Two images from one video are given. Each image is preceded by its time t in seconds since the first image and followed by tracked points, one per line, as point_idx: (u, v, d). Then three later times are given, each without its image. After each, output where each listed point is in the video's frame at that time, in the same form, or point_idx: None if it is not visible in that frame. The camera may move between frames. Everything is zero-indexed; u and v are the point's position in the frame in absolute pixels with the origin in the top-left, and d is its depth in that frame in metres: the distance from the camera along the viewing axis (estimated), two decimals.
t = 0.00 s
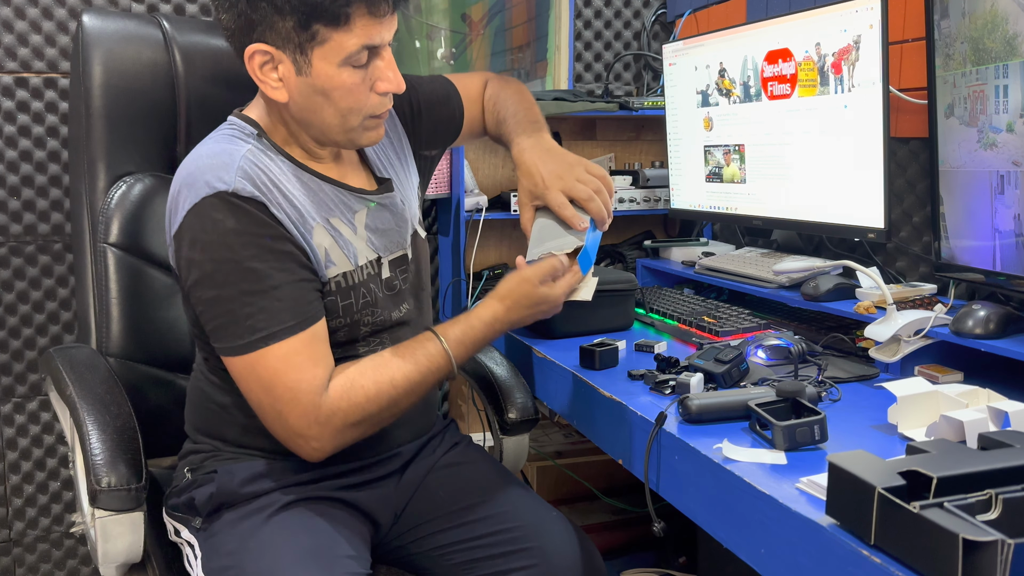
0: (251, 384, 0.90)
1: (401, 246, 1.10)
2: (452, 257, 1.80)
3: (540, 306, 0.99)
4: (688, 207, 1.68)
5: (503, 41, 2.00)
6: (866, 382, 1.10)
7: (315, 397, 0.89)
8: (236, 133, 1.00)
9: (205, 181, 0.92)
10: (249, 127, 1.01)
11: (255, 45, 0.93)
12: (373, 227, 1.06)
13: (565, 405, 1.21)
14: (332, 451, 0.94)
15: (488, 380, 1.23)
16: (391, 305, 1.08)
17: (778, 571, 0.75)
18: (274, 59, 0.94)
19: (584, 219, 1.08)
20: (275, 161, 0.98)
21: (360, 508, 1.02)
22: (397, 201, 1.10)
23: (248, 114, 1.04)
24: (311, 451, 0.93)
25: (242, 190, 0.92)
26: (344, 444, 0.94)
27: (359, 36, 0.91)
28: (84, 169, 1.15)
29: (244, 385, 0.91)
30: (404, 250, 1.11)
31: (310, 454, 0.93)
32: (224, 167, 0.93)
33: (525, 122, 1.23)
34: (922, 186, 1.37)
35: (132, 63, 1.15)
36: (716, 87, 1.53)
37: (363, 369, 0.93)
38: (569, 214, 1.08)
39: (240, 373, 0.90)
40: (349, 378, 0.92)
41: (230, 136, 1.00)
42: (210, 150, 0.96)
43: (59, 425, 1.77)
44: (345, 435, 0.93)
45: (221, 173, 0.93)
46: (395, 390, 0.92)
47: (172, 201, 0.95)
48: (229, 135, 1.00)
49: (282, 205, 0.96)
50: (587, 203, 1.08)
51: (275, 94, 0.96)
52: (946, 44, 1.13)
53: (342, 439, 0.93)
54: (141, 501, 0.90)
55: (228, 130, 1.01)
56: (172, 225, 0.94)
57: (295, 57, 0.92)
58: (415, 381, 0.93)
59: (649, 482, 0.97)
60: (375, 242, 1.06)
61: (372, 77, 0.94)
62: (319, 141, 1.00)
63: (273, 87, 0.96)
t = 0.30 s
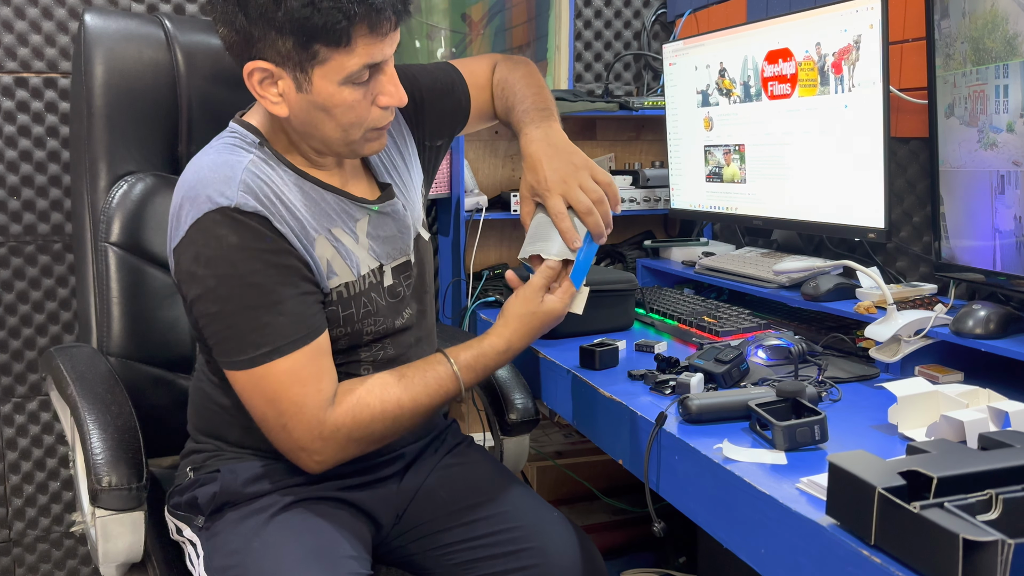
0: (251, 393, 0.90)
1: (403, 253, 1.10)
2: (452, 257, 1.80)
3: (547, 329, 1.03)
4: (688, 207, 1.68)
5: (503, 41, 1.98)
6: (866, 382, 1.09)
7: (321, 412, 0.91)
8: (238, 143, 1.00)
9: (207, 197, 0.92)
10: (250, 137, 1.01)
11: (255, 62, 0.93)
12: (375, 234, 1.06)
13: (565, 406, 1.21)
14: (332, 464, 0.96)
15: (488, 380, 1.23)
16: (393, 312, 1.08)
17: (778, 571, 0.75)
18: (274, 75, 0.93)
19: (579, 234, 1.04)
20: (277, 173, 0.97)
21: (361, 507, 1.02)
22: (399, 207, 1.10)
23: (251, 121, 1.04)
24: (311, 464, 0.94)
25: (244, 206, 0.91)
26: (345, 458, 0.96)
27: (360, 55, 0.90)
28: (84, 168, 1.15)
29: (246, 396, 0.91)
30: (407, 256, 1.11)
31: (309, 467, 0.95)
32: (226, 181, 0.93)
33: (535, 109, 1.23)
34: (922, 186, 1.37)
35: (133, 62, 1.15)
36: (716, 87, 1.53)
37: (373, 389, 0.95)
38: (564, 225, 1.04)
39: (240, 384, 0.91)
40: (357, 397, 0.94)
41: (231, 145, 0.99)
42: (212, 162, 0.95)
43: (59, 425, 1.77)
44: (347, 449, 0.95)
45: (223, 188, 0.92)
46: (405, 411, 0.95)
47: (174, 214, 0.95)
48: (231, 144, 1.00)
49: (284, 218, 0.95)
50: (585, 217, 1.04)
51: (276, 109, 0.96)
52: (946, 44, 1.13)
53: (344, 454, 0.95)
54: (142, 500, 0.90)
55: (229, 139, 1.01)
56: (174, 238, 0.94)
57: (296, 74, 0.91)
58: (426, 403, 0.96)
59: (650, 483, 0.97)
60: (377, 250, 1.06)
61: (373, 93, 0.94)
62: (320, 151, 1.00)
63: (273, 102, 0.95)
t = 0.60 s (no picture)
0: (245, 398, 0.91)
1: (401, 256, 1.10)
2: (452, 257, 1.80)
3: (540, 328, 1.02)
4: (688, 207, 1.68)
5: (503, 41, 1.99)
6: (866, 382, 1.09)
7: (311, 415, 0.91)
8: (238, 143, 1.00)
9: (205, 197, 0.92)
10: (251, 137, 1.01)
11: (258, 73, 0.93)
12: (373, 237, 1.06)
13: (565, 406, 1.21)
14: (323, 468, 0.96)
15: (488, 380, 1.23)
16: (391, 315, 1.08)
17: (778, 571, 0.74)
18: (277, 86, 0.93)
19: (573, 242, 1.05)
20: (276, 174, 0.97)
21: (361, 508, 1.02)
22: (399, 212, 1.09)
23: (251, 121, 1.04)
24: (303, 467, 0.94)
25: (241, 207, 0.91)
26: (336, 461, 0.96)
27: (366, 73, 0.91)
28: (84, 168, 1.15)
29: (240, 399, 0.92)
30: (405, 259, 1.11)
31: (301, 471, 0.95)
32: (224, 182, 0.93)
33: (540, 121, 1.24)
34: (922, 186, 1.37)
35: (133, 62, 1.15)
36: (716, 87, 1.53)
37: (360, 388, 0.95)
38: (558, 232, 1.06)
39: (235, 388, 0.91)
40: (347, 400, 0.94)
41: (230, 146, 0.99)
42: (211, 163, 0.95)
43: (59, 425, 1.77)
44: (338, 451, 0.94)
45: (221, 189, 0.92)
46: (392, 409, 0.95)
47: (172, 214, 0.95)
48: (231, 145, 1.00)
49: (282, 219, 0.95)
50: (581, 223, 1.06)
51: (278, 117, 0.96)
52: (946, 44, 1.13)
53: (335, 456, 0.95)
54: (141, 501, 0.90)
55: (229, 139, 1.01)
56: (172, 238, 0.94)
57: (300, 87, 0.91)
58: (413, 401, 0.96)
59: (650, 483, 0.97)
60: (375, 253, 1.06)
61: (376, 106, 0.94)
62: (321, 156, 1.01)
63: (275, 110, 0.96)
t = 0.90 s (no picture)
0: (249, 393, 0.91)
1: (400, 255, 1.10)
2: (452, 257, 1.81)
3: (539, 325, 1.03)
4: (688, 207, 1.68)
5: (503, 41, 2.00)
6: (866, 382, 1.09)
7: (313, 409, 0.91)
8: (239, 140, 1.00)
9: (207, 192, 0.92)
10: (252, 134, 1.01)
11: (263, 76, 0.92)
12: (373, 236, 1.06)
13: (565, 406, 1.21)
14: (324, 463, 0.96)
15: (488, 380, 1.23)
16: (391, 313, 1.08)
17: (778, 571, 0.74)
18: (281, 90, 0.93)
19: (574, 237, 1.05)
20: (278, 170, 0.97)
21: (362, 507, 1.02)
22: (399, 211, 1.10)
23: (252, 119, 1.04)
24: (304, 462, 0.94)
25: (244, 203, 0.91)
26: (335, 456, 0.96)
27: (372, 81, 0.91)
28: (84, 168, 1.15)
29: (241, 395, 0.92)
30: (404, 258, 1.11)
31: (302, 466, 0.95)
32: (227, 178, 0.93)
33: (534, 125, 1.24)
34: (922, 186, 1.37)
35: (133, 62, 1.15)
36: (716, 87, 1.53)
37: (360, 383, 0.95)
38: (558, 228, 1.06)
39: (238, 381, 0.91)
40: (348, 394, 0.94)
41: (232, 143, 0.99)
42: (212, 160, 0.95)
43: (59, 425, 1.77)
44: (339, 446, 0.94)
45: (224, 184, 0.92)
46: (393, 402, 0.95)
47: (174, 211, 0.95)
48: (232, 142, 1.00)
49: (285, 215, 0.95)
50: (581, 219, 1.06)
51: (281, 119, 0.96)
52: (946, 44, 1.13)
53: (335, 451, 0.95)
54: (142, 500, 0.89)
55: (230, 137, 1.01)
56: (173, 234, 0.94)
57: (304, 92, 0.91)
58: (414, 396, 0.96)
59: (650, 483, 0.97)
60: (375, 251, 1.06)
61: (379, 112, 0.94)
62: (321, 158, 1.01)
63: (278, 113, 0.96)
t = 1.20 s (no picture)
0: (243, 387, 0.91)
1: (402, 252, 1.09)
2: (452, 257, 1.81)
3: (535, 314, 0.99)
4: (688, 207, 1.68)
5: (503, 41, 1.99)
6: (866, 382, 1.09)
7: (305, 402, 0.90)
8: (242, 134, 1.00)
9: (210, 184, 0.92)
10: (256, 128, 1.01)
11: (272, 77, 0.92)
12: (375, 233, 1.05)
13: (565, 405, 1.21)
14: (317, 457, 0.96)
15: (488, 380, 1.23)
16: (390, 310, 1.08)
17: (778, 571, 0.74)
18: (289, 91, 0.92)
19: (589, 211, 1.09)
20: (279, 165, 0.98)
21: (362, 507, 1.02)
22: (401, 208, 1.09)
23: (255, 116, 1.04)
24: (296, 457, 0.95)
25: (245, 194, 0.91)
26: (330, 449, 0.96)
27: (381, 84, 0.91)
28: (84, 168, 1.15)
29: (236, 391, 0.92)
30: (405, 255, 1.10)
31: (297, 461, 0.95)
32: (230, 170, 0.93)
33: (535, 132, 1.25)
34: (922, 186, 1.37)
35: (133, 62, 1.15)
36: (716, 87, 1.53)
37: (349, 375, 0.94)
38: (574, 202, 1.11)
39: (232, 373, 0.91)
40: (339, 386, 0.93)
41: (234, 137, 1.00)
42: (215, 154, 0.96)
43: (59, 425, 1.77)
44: (331, 440, 0.94)
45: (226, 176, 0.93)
46: (383, 392, 0.94)
47: (176, 205, 0.95)
48: (235, 137, 1.00)
49: (285, 209, 0.95)
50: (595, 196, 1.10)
51: (287, 119, 0.95)
52: (946, 44, 1.13)
53: (329, 445, 0.94)
54: (142, 500, 0.89)
55: (233, 131, 1.01)
56: (174, 227, 0.95)
57: (313, 93, 0.91)
58: (407, 386, 0.94)
59: (650, 483, 0.97)
60: (377, 248, 1.06)
61: (387, 113, 0.95)
62: (325, 158, 1.01)
63: (285, 112, 0.95)
